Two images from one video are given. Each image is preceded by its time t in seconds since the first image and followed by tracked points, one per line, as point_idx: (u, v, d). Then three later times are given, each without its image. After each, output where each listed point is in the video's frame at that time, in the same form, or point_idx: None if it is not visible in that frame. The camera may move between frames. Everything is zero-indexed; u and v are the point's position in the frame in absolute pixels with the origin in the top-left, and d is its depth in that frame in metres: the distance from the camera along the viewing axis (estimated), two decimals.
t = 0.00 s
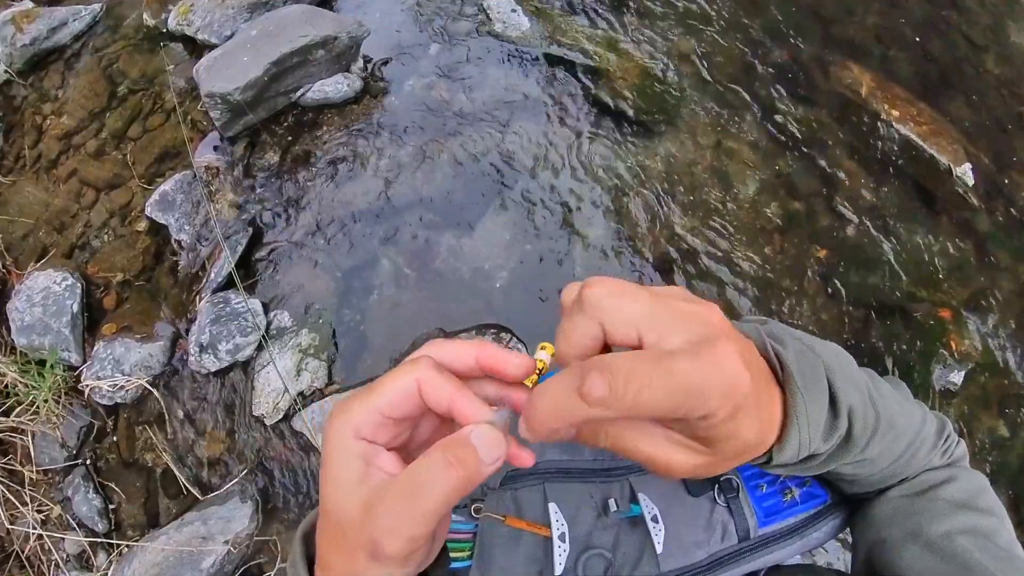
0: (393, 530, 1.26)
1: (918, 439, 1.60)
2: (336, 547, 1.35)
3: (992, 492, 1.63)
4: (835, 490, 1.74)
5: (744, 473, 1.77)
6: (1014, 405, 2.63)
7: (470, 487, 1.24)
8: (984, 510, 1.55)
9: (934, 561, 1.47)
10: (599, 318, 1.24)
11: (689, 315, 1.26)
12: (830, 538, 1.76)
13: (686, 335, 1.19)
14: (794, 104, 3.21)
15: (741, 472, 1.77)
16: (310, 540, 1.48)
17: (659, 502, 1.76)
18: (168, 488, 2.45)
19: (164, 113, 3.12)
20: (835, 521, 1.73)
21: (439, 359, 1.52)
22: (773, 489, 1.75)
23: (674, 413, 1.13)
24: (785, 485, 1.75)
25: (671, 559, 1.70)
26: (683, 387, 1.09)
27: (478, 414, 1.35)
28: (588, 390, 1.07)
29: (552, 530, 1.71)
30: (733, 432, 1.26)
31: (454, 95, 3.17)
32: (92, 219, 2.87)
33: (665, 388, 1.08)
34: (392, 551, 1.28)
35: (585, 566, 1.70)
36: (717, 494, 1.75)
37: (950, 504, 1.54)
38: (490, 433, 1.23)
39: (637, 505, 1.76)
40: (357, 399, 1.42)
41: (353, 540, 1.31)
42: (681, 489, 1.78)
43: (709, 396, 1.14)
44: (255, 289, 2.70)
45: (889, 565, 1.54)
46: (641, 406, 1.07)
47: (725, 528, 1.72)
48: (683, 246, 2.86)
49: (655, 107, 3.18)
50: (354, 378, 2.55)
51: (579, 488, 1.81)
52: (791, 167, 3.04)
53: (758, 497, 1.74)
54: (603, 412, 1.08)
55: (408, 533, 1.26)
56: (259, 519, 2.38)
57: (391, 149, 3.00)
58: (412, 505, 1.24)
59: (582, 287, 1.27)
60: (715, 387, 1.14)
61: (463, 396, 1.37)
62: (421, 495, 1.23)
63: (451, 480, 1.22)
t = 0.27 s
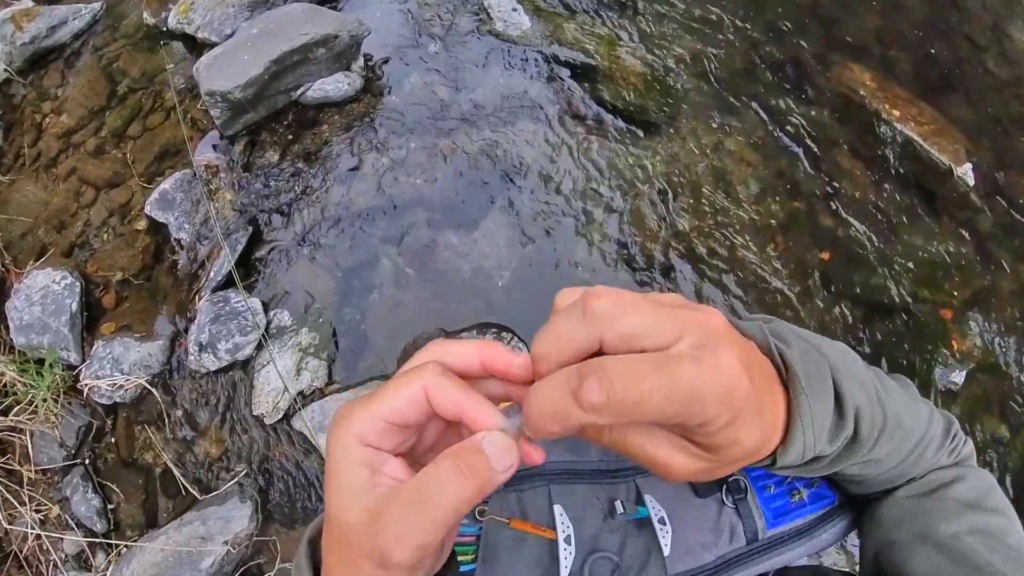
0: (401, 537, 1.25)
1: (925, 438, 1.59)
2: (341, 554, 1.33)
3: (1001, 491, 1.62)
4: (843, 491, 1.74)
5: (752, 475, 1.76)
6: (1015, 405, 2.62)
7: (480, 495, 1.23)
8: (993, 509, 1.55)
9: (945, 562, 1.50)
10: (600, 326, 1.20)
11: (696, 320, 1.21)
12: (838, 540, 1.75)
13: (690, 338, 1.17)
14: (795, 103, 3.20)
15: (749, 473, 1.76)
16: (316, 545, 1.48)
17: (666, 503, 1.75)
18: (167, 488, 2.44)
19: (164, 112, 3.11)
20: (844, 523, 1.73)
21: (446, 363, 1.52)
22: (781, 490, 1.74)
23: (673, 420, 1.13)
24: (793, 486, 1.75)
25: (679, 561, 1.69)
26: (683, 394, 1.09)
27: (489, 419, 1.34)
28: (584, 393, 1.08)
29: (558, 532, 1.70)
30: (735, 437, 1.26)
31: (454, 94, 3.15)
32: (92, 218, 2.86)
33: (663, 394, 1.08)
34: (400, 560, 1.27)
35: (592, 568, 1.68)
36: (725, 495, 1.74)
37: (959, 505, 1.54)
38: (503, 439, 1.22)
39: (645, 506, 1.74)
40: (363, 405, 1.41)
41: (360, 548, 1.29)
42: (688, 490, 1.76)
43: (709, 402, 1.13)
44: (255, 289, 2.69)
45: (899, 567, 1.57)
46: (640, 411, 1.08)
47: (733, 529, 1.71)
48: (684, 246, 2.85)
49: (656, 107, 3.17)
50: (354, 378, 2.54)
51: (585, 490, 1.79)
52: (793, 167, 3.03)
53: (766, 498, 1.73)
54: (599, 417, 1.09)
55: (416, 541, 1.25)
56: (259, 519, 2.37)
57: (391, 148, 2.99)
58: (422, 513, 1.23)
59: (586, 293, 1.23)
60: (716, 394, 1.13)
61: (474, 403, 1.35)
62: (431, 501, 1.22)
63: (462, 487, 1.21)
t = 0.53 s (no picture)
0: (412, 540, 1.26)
1: (922, 436, 1.59)
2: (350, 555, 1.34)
3: (997, 491, 1.63)
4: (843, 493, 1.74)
5: (752, 474, 1.76)
6: (1014, 406, 2.62)
7: (490, 498, 1.24)
8: (991, 510, 1.56)
9: (943, 562, 1.48)
10: (599, 317, 1.16)
11: (695, 311, 1.20)
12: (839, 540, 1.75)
13: (690, 326, 1.16)
14: (796, 105, 3.20)
15: (749, 473, 1.76)
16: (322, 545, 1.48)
17: (666, 503, 1.75)
18: (167, 488, 2.43)
19: (164, 112, 3.11)
20: (845, 523, 1.72)
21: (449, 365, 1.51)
22: (781, 489, 1.74)
23: (673, 403, 1.10)
24: (793, 486, 1.74)
25: (679, 561, 1.68)
26: (683, 375, 1.07)
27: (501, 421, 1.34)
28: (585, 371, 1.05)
29: (559, 531, 1.70)
30: (733, 425, 1.25)
31: (455, 94, 3.16)
32: (92, 217, 2.86)
33: (664, 374, 1.05)
34: (410, 560, 1.28)
35: (593, 567, 1.67)
36: (725, 494, 1.74)
37: (957, 505, 1.54)
38: (513, 443, 1.21)
39: (645, 506, 1.74)
40: (369, 407, 1.40)
41: (368, 549, 1.30)
42: (688, 490, 1.76)
43: (709, 386, 1.11)
44: (255, 288, 2.69)
45: (896, 567, 1.55)
46: (640, 390, 1.05)
47: (733, 529, 1.71)
48: (684, 247, 2.85)
49: (657, 108, 3.17)
50: (353, 378, 2.54)
51: (586, 489, 1.80)
52: (793, 168, 3.03)
53: (766, 498, 1.73)
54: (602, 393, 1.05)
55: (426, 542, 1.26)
56: (258, 518, 2.37)
57: (391, 149, 2.99)
58: (432, 517, 1.24)
59: (586, 286, 1.19)
60: (714, 372, 1.12)
61: (485, 407, 1.36)
62: (441, 505, 1.23)
63: (472, 491, 1.21)
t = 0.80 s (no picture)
0: (413, 541, 1.26)
1: (922, 436, 1.59)
2: (350, 555, 1.33)
3: (997, 491, 1.63)
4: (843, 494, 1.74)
5: (752, 475, 1.76)
6: (1013, 408, 2.62)
7: (491, 499, 1.24)
8: (991, 509, 1.56)
9: (944, 562, 1.49)
10: (598, 311, 1.15)
11: (695, 306, 1.20)
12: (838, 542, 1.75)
13: (689, 321, 1.15)
14: (796, 107, 3.20)
15: (750, 473, 1.75)
16: (321, 544, 1.47)
17: (667, 503, 1.74)
18: (164, 487, 2.43)
19: (164, 110, 3.11)
20: (844, 524, 1.73)
21: (449, 366, 1.51)
22: (782, 490, 1.74)
23: (671, 396, 1.10)
24: (793, 487, 1.74)
25: (679, 561, 1.68)
26: (681, 368, 1.06)
27: (500, 423, 1.32)
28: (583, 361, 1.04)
29: (558, 531, 1.70)
30: (732, 423, 1.24)
31: (455, 94, 3.15)
32: (90, 215, 2.86)
33: (663, 366, 1.05)
34: (411, 561, 1.28)
35: (592, 568, 1.67)
36: (725, 495, 1.74)
37: (957, 505, 1.54)
38: (514, 445, 1.20)
39: (644, 506, 1.74)
40: (368, 409, 1.40)
41: (370, 551, 1.30)
42: (689, 490, 1.76)
43: (708, 380, 1.11)
44: (254, 288, 2.68)
45: (896, 567, 1.55)
46: (639, 383, 1.04)
47: (733, 530, 1.71)
48: (683, 248, 2.85)
49: (657, 109, 3.17)
50: (352, 378, 2.54)
51: (585, 489, 1.79)
52: (793, 170, 3.03)
53: (767, 498, 1.73)
54: (600, 385, 1.05)
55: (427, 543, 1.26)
56: (256, 518, 2.37)
57: (391, 149, 2.98)
58: (433, 517, 1.24)
59: (586, 280, 1.18)
60: (714, 367, 1.11)
61: (484, 409, 1.34)
62: (443, 506, 1.22)
63: (474, 493, 1.21)
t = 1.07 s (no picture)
0: (413, 540, 1.26)
1: (924, 437, 1.59)
2: (350, 554, 1.33)
3: (999, 491, 1.63)
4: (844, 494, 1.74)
5: (753, 475, 1.75)
6: (1015, 408, 2.62)
7: (492, 498, 1.24)
8: (993, 510, 1.56)
9: (945, 563, 1.48)
10: (599, 309, 1.15)
11: (696, 306, 1.19)
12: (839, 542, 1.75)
13: (690, 320, 1.15)
14: (797, 105, 3.19)
15: (751, 473, 1.75)
16: (320, 544, 1.47)
17: (667, 504, 1.74)
18: (165, 487, 2.43)
19: (164, 109, 3.10)
20: (845, 525, 1.73)
21: (449, 366, 1.51)
22: (783, 490, 1.74)
23: (671, 395, 1.09)
24: (795, 487, 1.74)
25: (679, 562, 1.68)
26: (682, 366, 1.06)
27: (500, 423, 1.32)
28: (582, 359, 1.04)
29: (559, 531, 1.70)
30: (731, 423, 1.24)
31: (456, 93, 3.15)
32: (91, 215, 2.86)
33: (663, 365, 1.04)
34: (410, 561, 1.28)
35: (592, 568, 1.67)
36: (727, 495, 1.74)
37: (959, 506, 1.54)
38: (514, 444, 1.20)
39: (645, 506, 1.74)
40: (368, 409, 1.40)
41: (370, 550, 1.30)
42: (690, 491, 1.76)
43: (708, 380, 1.11)
44: (254, 287, 2.68)
45: (897, 567, 1.55)
46: (638, 381, 1.04)
47: (734, 531, 1.71)
48: (684, 247, 2.84)
49: (657, 107, 3.16)
50: (353, 377, 2.54)
51: (586, 489, 1.79)
52: (794, 168, 3.02)
53: (768, 499, 1.73)
54: (600, 382, 1.04)
55: (427, 543, 1.26)
56: (257, 518, 2.37)
57: (391, 148, 2.98)
58: (434, 516, 1.23)
59: (588, 278, 1.18)
60: (714, 366, 1.11)
61: (483, 409, 1.34)
62: (444, 505, 1.22)
63: (475, 492, 1.21)
